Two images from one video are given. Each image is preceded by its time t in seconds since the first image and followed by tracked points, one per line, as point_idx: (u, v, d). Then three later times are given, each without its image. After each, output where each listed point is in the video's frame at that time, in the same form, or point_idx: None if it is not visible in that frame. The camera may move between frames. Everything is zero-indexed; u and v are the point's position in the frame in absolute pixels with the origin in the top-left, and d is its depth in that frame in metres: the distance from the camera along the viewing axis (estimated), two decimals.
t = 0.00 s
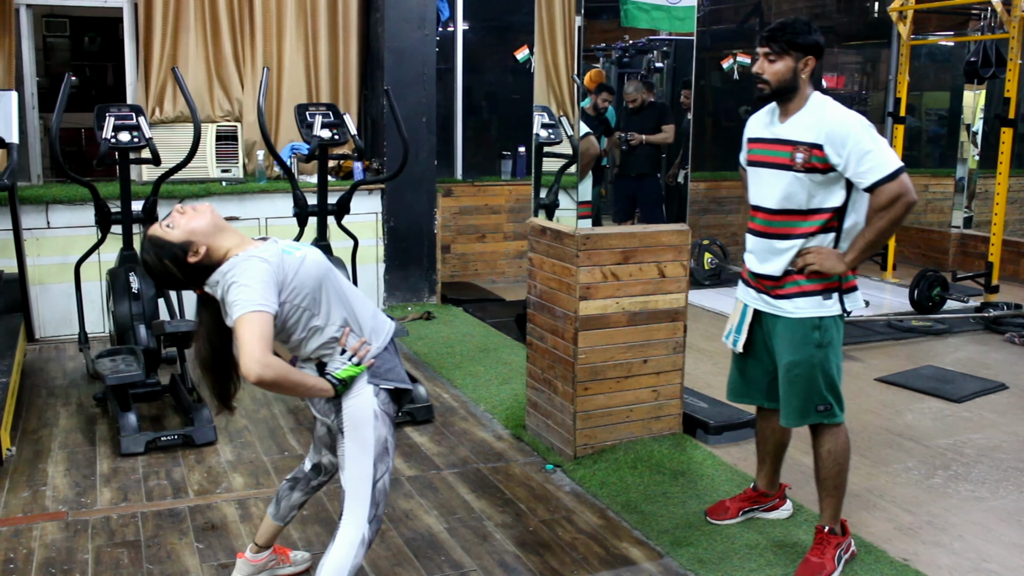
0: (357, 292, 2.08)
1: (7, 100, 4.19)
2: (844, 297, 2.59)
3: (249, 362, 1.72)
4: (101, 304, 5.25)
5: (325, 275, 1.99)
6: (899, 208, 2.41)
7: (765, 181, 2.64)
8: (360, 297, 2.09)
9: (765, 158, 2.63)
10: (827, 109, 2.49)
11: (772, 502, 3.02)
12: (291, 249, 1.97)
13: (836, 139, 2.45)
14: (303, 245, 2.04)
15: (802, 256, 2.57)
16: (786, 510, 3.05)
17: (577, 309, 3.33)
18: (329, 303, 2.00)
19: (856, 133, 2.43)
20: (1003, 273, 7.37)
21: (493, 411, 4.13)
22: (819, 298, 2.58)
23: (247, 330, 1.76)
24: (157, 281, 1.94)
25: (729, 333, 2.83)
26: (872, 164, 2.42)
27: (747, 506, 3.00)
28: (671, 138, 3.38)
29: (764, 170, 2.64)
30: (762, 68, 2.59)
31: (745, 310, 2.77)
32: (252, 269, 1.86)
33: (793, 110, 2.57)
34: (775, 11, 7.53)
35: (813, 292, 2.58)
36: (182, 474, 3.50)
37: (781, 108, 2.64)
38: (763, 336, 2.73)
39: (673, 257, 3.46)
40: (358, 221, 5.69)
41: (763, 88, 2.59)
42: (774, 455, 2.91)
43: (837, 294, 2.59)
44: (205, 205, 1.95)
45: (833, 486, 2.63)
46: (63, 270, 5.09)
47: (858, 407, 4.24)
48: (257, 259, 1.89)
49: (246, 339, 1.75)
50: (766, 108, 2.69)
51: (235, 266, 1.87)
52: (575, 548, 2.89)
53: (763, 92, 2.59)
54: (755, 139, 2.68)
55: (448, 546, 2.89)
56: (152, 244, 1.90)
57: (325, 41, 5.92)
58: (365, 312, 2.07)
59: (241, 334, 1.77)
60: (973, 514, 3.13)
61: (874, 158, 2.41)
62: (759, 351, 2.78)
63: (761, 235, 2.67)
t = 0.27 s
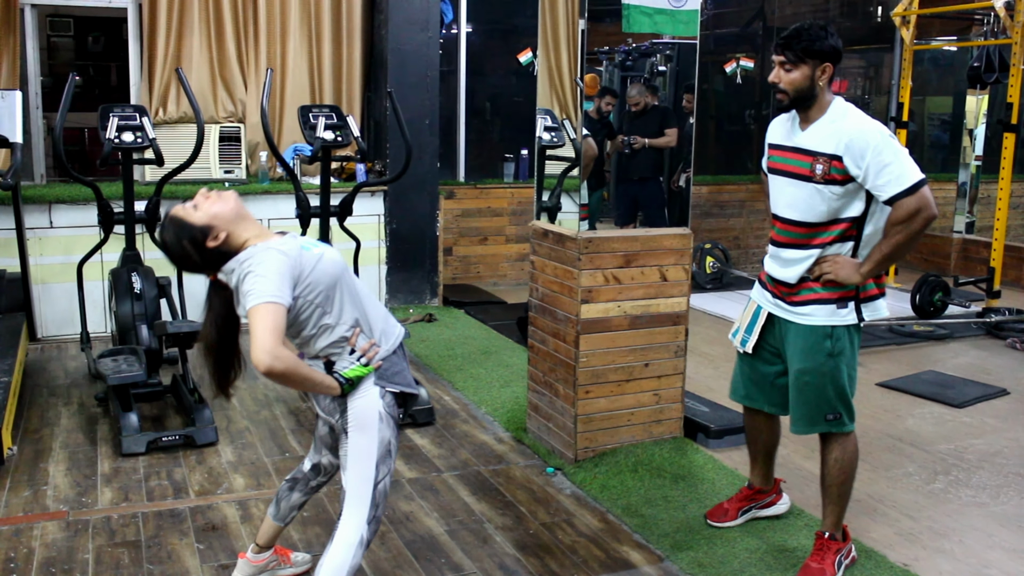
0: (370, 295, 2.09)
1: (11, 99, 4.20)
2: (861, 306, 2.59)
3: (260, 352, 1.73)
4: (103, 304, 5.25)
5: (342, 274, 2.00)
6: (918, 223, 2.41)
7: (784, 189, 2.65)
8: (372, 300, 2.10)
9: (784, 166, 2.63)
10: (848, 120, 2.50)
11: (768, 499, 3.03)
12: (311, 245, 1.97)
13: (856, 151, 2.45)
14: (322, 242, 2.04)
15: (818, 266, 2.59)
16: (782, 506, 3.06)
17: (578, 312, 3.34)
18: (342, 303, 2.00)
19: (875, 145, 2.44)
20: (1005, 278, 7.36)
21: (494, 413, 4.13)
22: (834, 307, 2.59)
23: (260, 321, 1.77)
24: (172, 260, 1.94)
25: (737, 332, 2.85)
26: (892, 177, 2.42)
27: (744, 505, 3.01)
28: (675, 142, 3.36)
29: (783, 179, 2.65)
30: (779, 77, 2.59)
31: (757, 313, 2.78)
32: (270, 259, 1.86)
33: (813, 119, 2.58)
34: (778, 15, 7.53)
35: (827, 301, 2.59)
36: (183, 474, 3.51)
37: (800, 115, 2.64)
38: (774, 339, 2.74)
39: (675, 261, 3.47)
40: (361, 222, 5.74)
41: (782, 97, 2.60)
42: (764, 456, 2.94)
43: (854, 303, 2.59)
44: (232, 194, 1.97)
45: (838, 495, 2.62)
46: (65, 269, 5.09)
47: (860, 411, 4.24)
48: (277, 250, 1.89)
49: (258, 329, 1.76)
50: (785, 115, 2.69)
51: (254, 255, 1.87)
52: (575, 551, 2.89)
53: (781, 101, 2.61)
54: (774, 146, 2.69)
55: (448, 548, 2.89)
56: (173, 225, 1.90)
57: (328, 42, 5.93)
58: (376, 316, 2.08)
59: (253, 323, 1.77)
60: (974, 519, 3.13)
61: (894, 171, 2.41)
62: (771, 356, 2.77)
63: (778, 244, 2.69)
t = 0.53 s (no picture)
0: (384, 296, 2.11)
1: (15, 100, 4.21)
2: (855, 306, 2.61)
3: (277, 320, 1.76)
4: (105, 305, 5.26)
5: (365, 267, 2.02)
6: (914, 225, 2.43)
7: (781, 190, 2.65)
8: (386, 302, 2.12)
9: (781, 168, 2.64)
10: (847, 123, 2.50)
11: (746, 491, 3.11)
12: (340, 232, 2.01)
13: (854, 154, 2.46)
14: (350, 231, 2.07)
15: (812, 268, 2.59)
16: (761, 499, 3.14)
17: (581, 314, 3.34)
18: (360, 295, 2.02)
19: (873, 148, 2.44)
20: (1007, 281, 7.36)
21: (496, 415, 4.13)
22: (829, 307, 2.59)
23: (279, 290, 1.80)
24: (204, 213, 2.00)
25: (739, 339, 2.83)
26: (889, 179, 2.43)
27: (723, 496, 3.09)
28: (677, 144, 3.37)
29: (780, 181, 2.65)
30: (778, 79, 2.60)
31: (756, 317, 2.77)
32: (301, 234, 1.89)
33: (810, 121, 2.58)
34: (781, 18, 7.52)
35: (822, 301, 2.60)
36: (186, 476, 3.51)
37: (797, 119, 2.64)
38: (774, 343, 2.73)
39: (678, 263, 3.47)
40: (363, 224, 5.66)
41: (780, 99, 2.60)
42: (754, 450, 2.97)
43: (848, 304, 2.61)
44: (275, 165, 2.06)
45: (838, 495, 2.62)
46: (68, 271, 5.10)
47: (862, 414, 4.24)
48: (309, 228, 1.93)
49: (277, 298, 1.79)
50: (782, 118, 2.71)
51: (285, 228, 1.92)
52: (577, 553, 2.89)
53: (780, 102, 2.61)
54: (771, 149, 2.70)
55: (450, 550, 2.89)
56: (216, 177, 1.98)
57: (331, 44, 5.94)
58: (387, 317, 2.09)
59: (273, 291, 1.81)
60: (977, 522, 3.12)
61: (891, 174, 2.42)
62: (771, 359, 2.77)
63: (773, 245, 2.69)
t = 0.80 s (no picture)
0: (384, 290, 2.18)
1: (12, 102, 4.21)
2: (827, 305, 2.62)
3: (303, 276, 1.84)
4: (103, 307, 5.26)
5: (374, 253, 2.10)
6: (886, 227, 2.46)
7: (756, 193, 2.67)
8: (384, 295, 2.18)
9: (756, 171, 2.66)
10: (820, 127, 2.53)
11: (746, 496, 3.11)
12: (358, 214, 2.09)
13: (828, 157, 2.48)
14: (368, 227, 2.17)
15: (786, 266, 2.60)
16: (761, 504, 3.13)
17: (579, 315, 3.34)
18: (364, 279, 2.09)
19: (846, 151, 2.47)
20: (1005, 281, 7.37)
21: (494, 416, 4.13)
22: (802, 305, 2.60)
23: (302, 250, 1.87)
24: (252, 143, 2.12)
25: (713, 334, 2.84)
26: (861, 183, 2.46)
27: (722, 499, 3.10)
28: (675, 145, 3.31)
29: (756, 183, 2.67)
30: (754, 83, 2.62)
31: (731, 313, 2.78)
32: (324, 203, 1.98)
33: (785, 125, 2.60)
34: (779, 19, 7.53)
35: (795, 299, 2.60)
36: (184, 478, 3.51)
37: (772, 122, 2.66)
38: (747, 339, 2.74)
39: (675, 264, 3.47)
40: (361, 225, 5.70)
41: (755, 104, 2.62)
42: (754, 451, 2.98)
43: (821, 302, 2.61)
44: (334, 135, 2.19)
45: (824, 491, 2.62)
46: (67, 273, 5.10)
47: (859, 414, 4.24)
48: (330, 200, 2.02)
49: (301, 260, 1.87)
50: (757, 122, 2.73)
51: (309, 195, 2.00)
52: (576, 554, 2.89)
53: (755, 107, 2.63)
54: (746, 154, 2.71)
55: (449, 552, 2.89)
56: (280, 118, 2.11)
57: (329, 46, 5.94)
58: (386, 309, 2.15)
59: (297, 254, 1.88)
60: (974, 522, 3.12)
61: (864, 177, 2.45)
62: (745, 353, 2.78)
63: (747, 245, 2.70)
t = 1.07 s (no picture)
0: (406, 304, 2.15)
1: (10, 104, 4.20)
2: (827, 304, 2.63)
3: (352, 292, 1.81)
4: (102, 309, 5.26)
5: (405, 264, 2.07)
6: (882, 221, 2.48)
7: (752, 194, 2.67)
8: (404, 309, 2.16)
9: (752, 173, 2.67)
10: (813, 125, 2.54)
11: (746, 497, 3.11)
12: (394, 223, 2.06)
13: (821, 154, 2.49)
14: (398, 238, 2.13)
15: (785, 268, 2.60)
16: (760, 506, 3.13)
17: (577, 317, 3.34)
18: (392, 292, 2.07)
19: (839, 148, 2.48)
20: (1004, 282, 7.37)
21: (493, 418, 4.13)
22: (803, 305, 2.60)
23: (347, 262, 1.84)
24: (324, 113, 2.09)
25: (719, 338, 2.85)
26: (856, 179, 2.47)
27: (721, 501, 3.09)
28: (673, 147, 3.35)
29: (752, 185, 2.67)
30: (746, 85, 2.63)
31: (733, 317, 2.78)
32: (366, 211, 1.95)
33: (777, 126, 2.62)
34: (776, 20, 7.54)
35: (796, 300, 2.60)
36: (182, 480, 3.50)
37: (765, 123, 2.68)
38: (750, 343, 2.73)
39: (674, 266, 3.47)
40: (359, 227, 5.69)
41: (748, 104, 2.63)
42: (754, 454, 2.98)
43: (821, 302, 2.62)
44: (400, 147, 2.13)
45: (822, 491, 2.63)
46: (65, 275, 5.09)
47: (858, 416, 4.24)
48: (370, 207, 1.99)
49: (345, 274, 1.84)
50: (749, 125, 2.73)
51: (349, 200, 1.97)
52: (575, 556, 2.88)
53: (748, 107, 2.64)
54: (740, 156, 2.72)
55: (448, 554, 2.89)
56: (356, 104, 2.06)
57: (327, 48, 5.94)
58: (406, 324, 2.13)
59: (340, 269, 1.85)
60: (973, 523, 3.12)
61: (858, 173, 2.46)
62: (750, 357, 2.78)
63: (746, 247, 2.70)
